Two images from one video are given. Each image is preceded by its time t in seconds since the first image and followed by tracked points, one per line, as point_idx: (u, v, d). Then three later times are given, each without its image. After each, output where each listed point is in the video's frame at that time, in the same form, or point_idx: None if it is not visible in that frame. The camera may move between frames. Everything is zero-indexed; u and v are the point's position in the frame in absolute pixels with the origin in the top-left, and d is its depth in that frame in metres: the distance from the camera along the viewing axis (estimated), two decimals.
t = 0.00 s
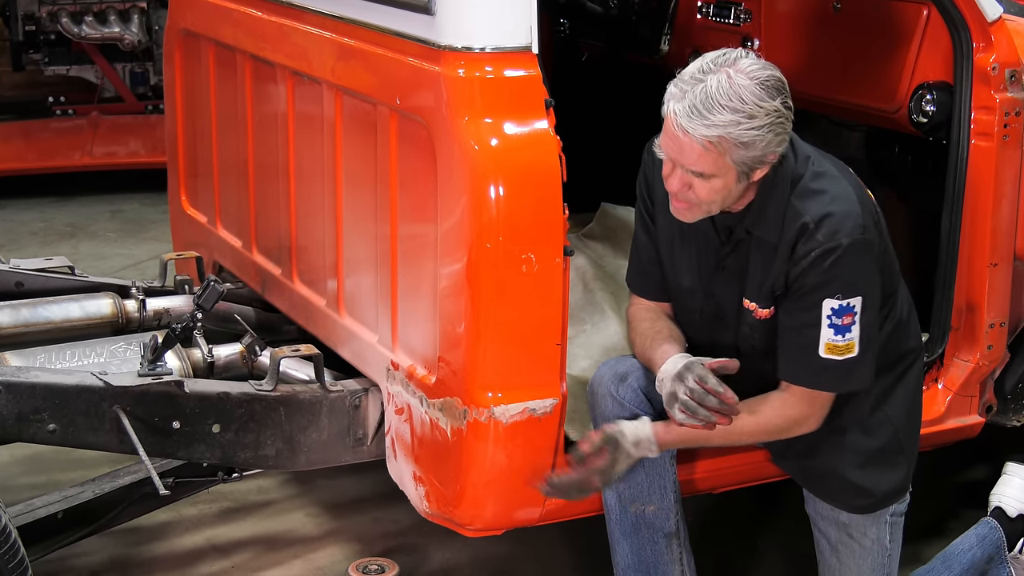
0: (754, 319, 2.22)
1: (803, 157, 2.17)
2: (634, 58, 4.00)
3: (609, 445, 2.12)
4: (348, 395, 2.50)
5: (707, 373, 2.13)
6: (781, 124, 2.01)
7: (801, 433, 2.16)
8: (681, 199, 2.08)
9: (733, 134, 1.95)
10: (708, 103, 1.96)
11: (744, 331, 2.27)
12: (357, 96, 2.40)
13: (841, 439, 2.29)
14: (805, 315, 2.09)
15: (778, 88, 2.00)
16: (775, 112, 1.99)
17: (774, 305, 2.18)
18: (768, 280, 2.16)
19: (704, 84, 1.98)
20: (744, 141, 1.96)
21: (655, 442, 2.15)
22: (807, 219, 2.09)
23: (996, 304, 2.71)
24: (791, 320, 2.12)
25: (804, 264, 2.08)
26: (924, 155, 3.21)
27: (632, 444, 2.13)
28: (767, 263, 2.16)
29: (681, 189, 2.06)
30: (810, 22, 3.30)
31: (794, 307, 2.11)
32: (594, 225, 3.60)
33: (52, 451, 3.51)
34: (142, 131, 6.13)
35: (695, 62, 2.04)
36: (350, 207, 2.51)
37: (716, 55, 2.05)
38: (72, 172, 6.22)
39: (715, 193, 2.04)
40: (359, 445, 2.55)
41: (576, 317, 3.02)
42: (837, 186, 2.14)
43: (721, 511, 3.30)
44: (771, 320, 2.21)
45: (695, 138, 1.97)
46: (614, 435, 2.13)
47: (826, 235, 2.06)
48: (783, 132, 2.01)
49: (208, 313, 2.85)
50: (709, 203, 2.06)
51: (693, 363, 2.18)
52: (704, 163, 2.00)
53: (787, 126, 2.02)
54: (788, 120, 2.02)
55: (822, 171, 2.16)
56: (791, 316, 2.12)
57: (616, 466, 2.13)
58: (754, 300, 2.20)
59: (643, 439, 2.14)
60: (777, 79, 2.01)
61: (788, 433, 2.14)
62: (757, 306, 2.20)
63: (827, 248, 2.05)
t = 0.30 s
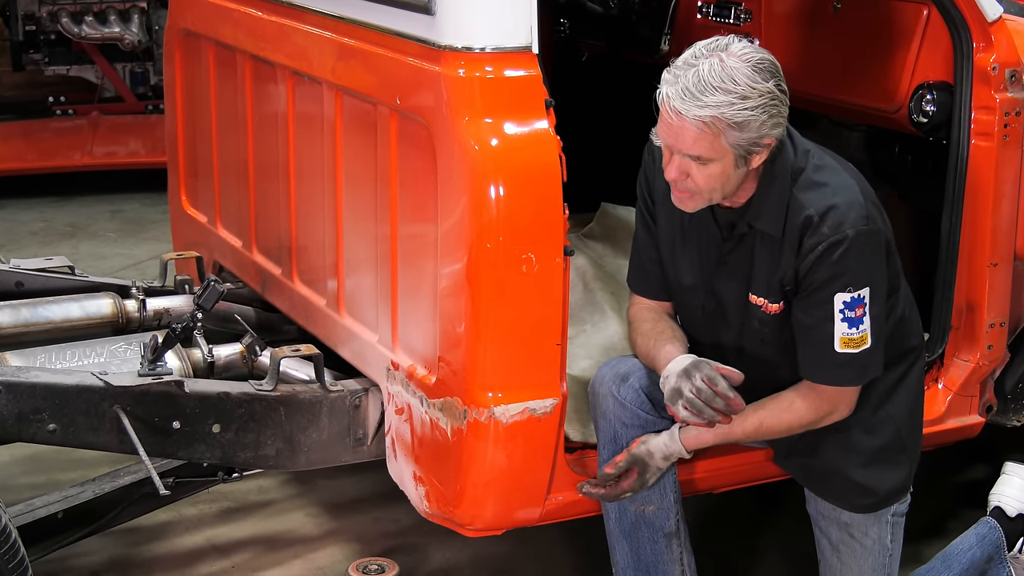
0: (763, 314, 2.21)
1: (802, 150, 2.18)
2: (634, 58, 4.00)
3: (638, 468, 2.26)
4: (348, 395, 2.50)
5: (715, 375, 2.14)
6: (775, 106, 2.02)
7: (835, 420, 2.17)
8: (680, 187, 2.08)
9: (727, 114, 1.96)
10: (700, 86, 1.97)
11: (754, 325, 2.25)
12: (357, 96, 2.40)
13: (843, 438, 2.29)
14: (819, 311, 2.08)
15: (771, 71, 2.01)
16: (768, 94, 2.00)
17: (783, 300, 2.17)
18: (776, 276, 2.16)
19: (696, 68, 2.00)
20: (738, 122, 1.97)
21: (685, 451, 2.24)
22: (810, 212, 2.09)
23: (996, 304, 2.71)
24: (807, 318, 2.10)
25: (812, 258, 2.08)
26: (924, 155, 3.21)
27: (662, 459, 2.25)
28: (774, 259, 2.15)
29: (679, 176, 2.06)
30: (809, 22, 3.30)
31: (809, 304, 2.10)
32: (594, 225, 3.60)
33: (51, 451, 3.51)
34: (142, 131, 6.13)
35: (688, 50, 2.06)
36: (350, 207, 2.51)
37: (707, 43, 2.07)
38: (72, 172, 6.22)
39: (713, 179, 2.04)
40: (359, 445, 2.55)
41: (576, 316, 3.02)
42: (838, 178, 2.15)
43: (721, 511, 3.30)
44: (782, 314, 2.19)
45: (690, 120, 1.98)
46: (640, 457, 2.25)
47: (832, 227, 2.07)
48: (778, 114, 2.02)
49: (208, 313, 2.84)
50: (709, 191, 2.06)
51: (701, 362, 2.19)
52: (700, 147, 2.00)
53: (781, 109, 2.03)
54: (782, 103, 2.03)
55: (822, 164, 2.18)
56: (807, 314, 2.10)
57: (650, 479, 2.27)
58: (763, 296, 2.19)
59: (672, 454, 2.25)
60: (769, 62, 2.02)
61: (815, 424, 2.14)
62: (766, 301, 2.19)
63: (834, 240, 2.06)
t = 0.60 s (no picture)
0: (758, 314, 2.22)
1: (797, 148, 2.18)
2: (637, 58, 4.04)
3: (616, 454, 2.17)
4: (348, 394, 2.50)
5: (709, 372, 2.16)
6: (763, 102, 2.02)
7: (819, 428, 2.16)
8: (673, 187, 2.07)
9: (714, 109, 1.97)
10: (687, 82, 1.98)
11: (749, 325, 2.26)
12: (357, 96, 2.40)
13: (843, 438, 2.29)
14: (815, 309, 2.08)
15: (758, 66, 2.03)
16: (755, 89, 2.01)
17: (777, 299, 2.18)
18: (770, 274, 2.17)
19: (682, 66, 2.01)
20: (725, 116, 1.97)
21: (667, 448, 2.16)
22: (804, 209, 2.10)
23: (996, 304, 2.71)
24: (802, 317, 2.10)
25: (806, 255, 2.08)
26: (924, 154, 3.18)
27: (642, 453, 2.16)
28: (768, 259, 2.16)
29: (671, 176, 2.05)
30: (809, 20, 3.30)
31: (801, 301, 2.10)
32: (594, 225, 3.60)
33: (52, 451, 3.51)
34: (142, 131, 6.13)
35: (674, 50, 2.07)
36: (350, 207, 2.51)
37: (693, 42, 2.08)
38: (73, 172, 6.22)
39: (705, 178, 2.04)
40: (359, 445, 2.55)
41: (576, 316, 3.02)
42: (833, 176, 2.15)
43: (721, 511, 3.29)
44: (775, 314, 2.20)
45: (676, 116, 1.98)
46: (620, 443, 2.17)
47: (825, 225, 2.07)
48: (766, 109, 2.03)
49: (208, 313, 2.85)
50: (702, 190, 2.06)
51: (695, 360, 2.20)
52: (689, 145, 2.00)
53: (769, 105, 2.04)
54: (770, 99, 2.04)
55: (818, 162, 2.17)
56: (803, 313, 2.10)
57: (624, 474, 2.16)
58: (756, 295, 2.20)
59: (654, 447, 2.16)
60: (755, 59, 2.03)
61: (800, 429, 2.13)
62: (759, 299, 2.20)
63: (827, 236, 2.06)
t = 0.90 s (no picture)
0: (745, 318, 2.24)
1: (793, 154, 2.17)
2: (637, 58, 4.05)
3: (570, 409, 2.12)
4: (348, 394, 2.50)
5: (698, 366, 2.16)
6: (758, 106, 2.02)
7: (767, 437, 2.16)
8: (671, 193, 2.08)
9: (709, 116, 1.96)
10: (681, 90, 1.98)
11: (738, 331, 2.28)
12: (357, 96, 2.40)
13: (842, 438, 2.29)
14: (788, 311, 2.09)
15: (752, 71, 2.02)
16: (750, 94, 2.00)
17: (762, 303, 2.19)
18: (757, 279, 2.17)
19: (677, 73, 2.00)
20: (721, 124, 1.97)
21: (616, 433, 2.13)
22: (795, 217, 2.09)
23: (996, 304, 2.70)
24: (776, 318, 2.10)
25: (792, 261, 2.08)
26: (924, 154, 3.19)
27: (592, 425, 2.13)
28: (759, 259, 2.16)
29: (668, 182, 2.06)
30: (810, 19, 3.30)
31: (778, 303, 2.11)
32: (594, 225, 3.60)
33: (52, 451, 3.51)
34: (142, 131, 6.13)
35: (669, 55, 2.07)
36: (350, 207, 2.51)
37: (687, 47, 2.07)
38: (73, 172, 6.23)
39: (702, 184, 2.04)
40: (359, 445, 2.55)
41: (576, 316, 3.02)
42: (828, 184, 2.13)
43: (720, 511, 3.29)
44: (760, 319, 2.22)
45: (671, 125, 1.99)
46: (580, 403, 2.13)
47: (814, 233, 2.06)
48: (762, 114, 2.03)
49: (208, 312, 2.84)
50: (699, 196, 2.06)
51: (688, 356, 2.20)
52: (686, 152, 2.00)
53: (765, 109, 2.03)
54: (766, 103, 2.03)
55: (814, 169, 2.16)
56: (776, 314, 2.10)
57: (565, 431, 2.11)
58: (745, 298, 2.21)
59: (603, 426, 2.13)
60: (750, 62, 2.03)
61: (748, 434, 2.13)
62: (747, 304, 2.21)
63: (814, 246, 2.05)
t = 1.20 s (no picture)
0: (747, 319, 2.23)
1: (790, 154, 2.17)
2: (637, 58, 4.05)
3: (596, 422, 2.16)
4: (348, 394, 2.50)
5: (701, 365, 2.17)
6: (755, 109, 2.02)
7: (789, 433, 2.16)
8: (669, 197, 2.08)
9: (704, 121, 1.96)
10: (676, 95, 1.98)
11: (739, 331, 2.27)
12: (357, 96, 2.41)
13: (842, 439, 2.29)
14: (797, 313, 2.09)
15: (748, 74, 2.02)
16: (746, 97, 2.00)
17: (765, 304, 2.19)
18: (759, 280, 2.17)
19: (671, 79, 2.01)
20: (716, 128, 1.97)
21: (644, 434, 2.16)
22: (794, 217, 2.09)
23: (996, 304, 2.70)
24: (785, 321, 2.11)
25: (793, 262, 2.08)
26: (924, 154, 3.18)
27: (620, 431, 2.16)
28: (758, 262, 2.16)
29: (666, 187, 2.06)
30: (810, 19, 3.30)
31: (782, 305, 2.12)
32: (594, 225, 3.60)
33: (53, 451, 3.51)
34: (142, 130, 6.13)
35: (663, 61, 2.07)
36: (351, 206, 2.52)
37: (682, 52, 2.07)
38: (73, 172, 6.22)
39: (699, 188, 2.04)
40: (359, 445, 2.55)
41: (576, 316, 3.02)
42: (825, 183, 2.14)
43: (720, 511, 3.29)
44: (764, 319, 2.21)
45: (666, 130, 1.99)
46: (603, 414, 2.17)
47: (814, 233, 2.06)
48: (758, 117, 2.03)
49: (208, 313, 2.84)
50: (696, 199, 2.06)
51: (690, 355, 2.21)
52: (681, 157, 2.00)
53: (761, 112, 2.03)
54: (762, 106, 2.03)
55: (810, 169, 2.16)
56: (785, 317, 2.11)
57: (598, 446, 2.15)
58: (747, 300, 2.20)
59: (632, 430, 2.17)
60: (745, 66, 2.03)
61: (773, 432, 2.14)
62: (749, 305, 2.20)
63: (814, 245, 2.05)
